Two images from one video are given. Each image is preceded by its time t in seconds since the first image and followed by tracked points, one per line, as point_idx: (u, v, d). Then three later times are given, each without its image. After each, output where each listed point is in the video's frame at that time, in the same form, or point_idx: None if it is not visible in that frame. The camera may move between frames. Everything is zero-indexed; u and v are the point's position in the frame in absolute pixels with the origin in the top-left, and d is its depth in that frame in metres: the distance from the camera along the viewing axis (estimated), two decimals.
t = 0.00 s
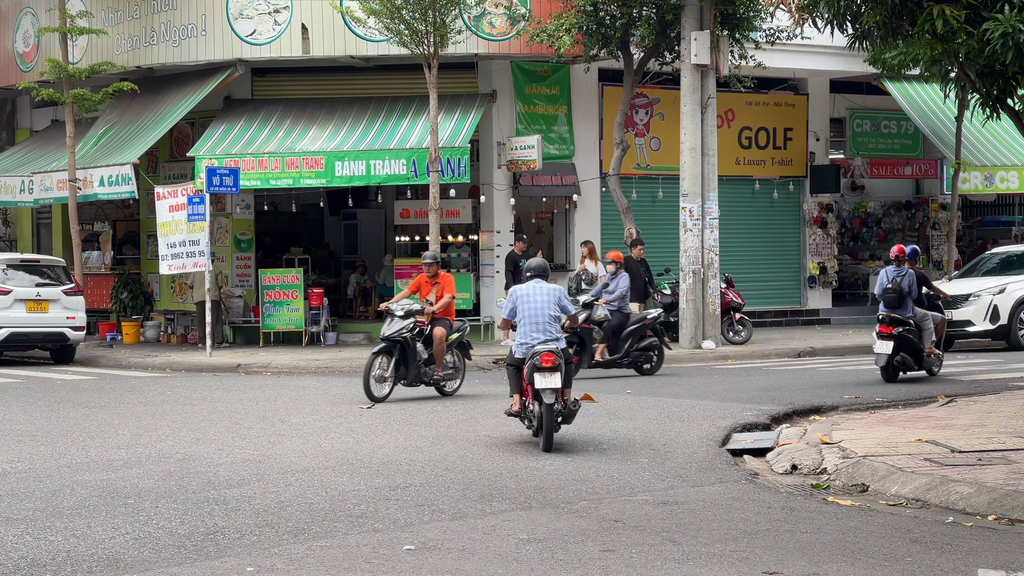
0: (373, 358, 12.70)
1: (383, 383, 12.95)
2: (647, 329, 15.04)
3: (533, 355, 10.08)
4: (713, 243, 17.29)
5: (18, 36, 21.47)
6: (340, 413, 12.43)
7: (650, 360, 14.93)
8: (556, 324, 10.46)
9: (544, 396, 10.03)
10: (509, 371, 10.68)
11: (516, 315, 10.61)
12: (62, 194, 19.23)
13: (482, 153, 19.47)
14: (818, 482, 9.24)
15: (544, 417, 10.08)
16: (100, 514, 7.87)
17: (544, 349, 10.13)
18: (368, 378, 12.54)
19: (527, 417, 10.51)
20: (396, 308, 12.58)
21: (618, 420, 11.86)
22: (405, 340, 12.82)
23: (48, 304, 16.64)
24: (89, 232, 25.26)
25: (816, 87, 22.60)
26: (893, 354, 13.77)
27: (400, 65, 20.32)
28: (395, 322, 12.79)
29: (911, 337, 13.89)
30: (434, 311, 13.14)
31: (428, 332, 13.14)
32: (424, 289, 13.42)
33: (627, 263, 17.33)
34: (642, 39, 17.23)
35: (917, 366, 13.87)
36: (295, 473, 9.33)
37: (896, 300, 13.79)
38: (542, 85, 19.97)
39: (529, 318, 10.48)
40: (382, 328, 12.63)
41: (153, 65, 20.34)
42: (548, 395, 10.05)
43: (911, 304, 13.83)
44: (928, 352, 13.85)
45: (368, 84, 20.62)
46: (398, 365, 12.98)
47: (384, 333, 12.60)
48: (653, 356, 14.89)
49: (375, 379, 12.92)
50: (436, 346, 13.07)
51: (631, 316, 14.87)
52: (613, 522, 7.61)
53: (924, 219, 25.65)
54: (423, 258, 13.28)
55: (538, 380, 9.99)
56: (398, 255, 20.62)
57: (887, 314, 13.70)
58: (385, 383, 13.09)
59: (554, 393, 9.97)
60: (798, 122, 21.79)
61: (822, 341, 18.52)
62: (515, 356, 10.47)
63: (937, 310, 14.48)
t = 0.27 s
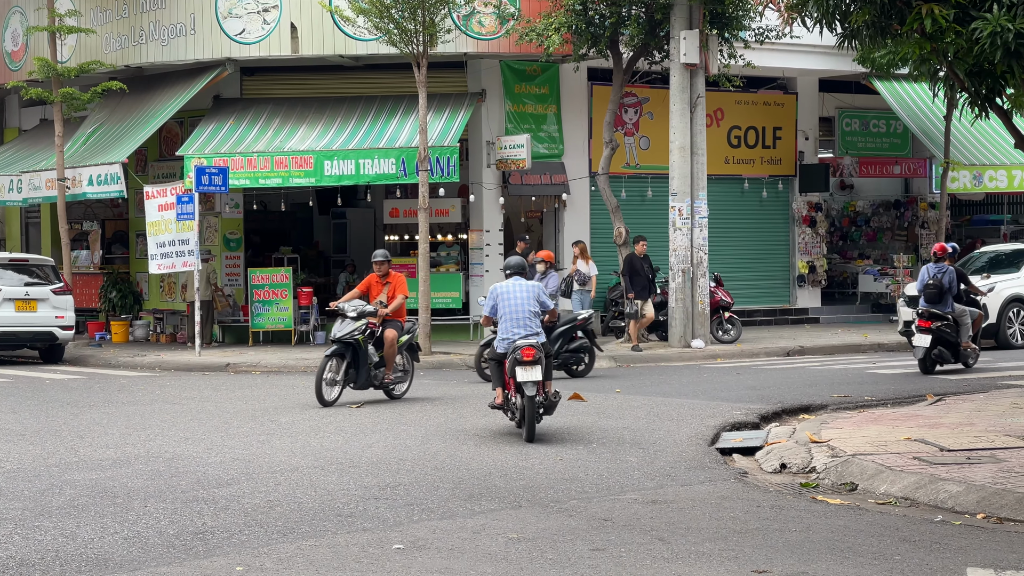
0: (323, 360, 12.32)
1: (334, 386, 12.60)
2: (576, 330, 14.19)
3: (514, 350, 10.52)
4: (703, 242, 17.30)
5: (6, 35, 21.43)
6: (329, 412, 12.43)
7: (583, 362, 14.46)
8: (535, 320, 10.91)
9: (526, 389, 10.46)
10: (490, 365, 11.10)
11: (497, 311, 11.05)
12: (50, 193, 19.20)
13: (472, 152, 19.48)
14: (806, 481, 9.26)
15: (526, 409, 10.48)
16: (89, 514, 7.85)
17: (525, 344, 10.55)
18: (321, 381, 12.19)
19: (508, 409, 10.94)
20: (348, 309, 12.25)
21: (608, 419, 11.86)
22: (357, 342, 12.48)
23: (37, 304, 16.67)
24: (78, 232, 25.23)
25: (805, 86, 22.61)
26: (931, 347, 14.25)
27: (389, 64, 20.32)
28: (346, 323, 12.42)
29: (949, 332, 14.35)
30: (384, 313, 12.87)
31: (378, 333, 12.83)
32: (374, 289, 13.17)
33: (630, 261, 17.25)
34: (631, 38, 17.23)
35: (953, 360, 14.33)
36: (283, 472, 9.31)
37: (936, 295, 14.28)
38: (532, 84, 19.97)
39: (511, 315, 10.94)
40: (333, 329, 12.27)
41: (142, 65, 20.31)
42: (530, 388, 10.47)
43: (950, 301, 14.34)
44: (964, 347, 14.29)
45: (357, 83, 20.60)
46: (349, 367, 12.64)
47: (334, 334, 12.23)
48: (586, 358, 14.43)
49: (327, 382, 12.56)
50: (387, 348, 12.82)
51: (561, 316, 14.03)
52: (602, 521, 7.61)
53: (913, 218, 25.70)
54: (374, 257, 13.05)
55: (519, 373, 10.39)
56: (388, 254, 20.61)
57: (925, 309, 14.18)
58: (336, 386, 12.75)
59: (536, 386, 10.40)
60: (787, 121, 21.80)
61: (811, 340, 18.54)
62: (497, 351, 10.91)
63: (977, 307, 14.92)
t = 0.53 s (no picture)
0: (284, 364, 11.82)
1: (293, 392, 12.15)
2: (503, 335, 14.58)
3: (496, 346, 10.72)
4: (692, 242, 17.32)
5: None
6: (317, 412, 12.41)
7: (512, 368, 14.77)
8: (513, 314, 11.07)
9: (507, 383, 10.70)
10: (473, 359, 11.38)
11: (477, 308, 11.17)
12: (38, 193, 19.17)
13: (461, 152, 19.48)
14: (795, 481, 9.27)
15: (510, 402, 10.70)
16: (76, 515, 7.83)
17: (506, 340, 10.72)
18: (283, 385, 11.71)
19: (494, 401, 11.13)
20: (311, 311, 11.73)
21: (597, 419, 11.85)
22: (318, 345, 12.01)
23: (25, 304, 16.58)
24: (66, 232, 25.18)
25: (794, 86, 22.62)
26: (971, 342, 14.67)
27: (378, 64, 20.31)
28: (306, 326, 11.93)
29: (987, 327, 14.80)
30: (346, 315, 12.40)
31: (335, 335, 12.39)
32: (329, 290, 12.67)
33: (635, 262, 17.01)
34: (620, 38, 17.25)
35: (992, 353, 14.80)
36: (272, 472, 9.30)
37: (975, 291, 14.73)
38: (521, 84, 19.97)
39: (490, 311, 11.08)
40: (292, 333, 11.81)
41: (130, 64, 20.28)
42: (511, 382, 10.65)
43: (988, 296, 14.72)
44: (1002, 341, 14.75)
45: (347, 83, 20.59)
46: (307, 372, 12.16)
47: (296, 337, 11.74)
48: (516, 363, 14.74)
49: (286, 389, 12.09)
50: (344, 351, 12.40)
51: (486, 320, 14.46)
52: (591, 521, 7.61)
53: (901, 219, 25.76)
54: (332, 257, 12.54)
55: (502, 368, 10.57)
56: (377, 255, 20.61)
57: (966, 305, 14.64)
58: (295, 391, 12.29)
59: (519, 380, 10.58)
60: (776, 122, 21.82)
61: (800, 340, 18.57)
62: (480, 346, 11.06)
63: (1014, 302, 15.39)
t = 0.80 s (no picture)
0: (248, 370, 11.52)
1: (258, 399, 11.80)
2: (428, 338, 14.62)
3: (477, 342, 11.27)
4: (682, 243, 17.34)
5: None
6: (307, 413, 12.41)
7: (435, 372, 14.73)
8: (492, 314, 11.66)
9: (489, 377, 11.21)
10: (450, 357, 11.86)
11: (456, 309, 11.76)
12: (27, 193, 19.18)
13: (451, 152, 19.49)
14: (784, 482, 9.29)
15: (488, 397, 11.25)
16: (67, 516, 7.83)
17: (486, 337, 11.29)
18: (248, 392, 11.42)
19: (471, 397, 11.69)
20: (273, 314, 11.48)
21: (586, 420, 11.86)
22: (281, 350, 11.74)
23: (14, 305, 16.56)
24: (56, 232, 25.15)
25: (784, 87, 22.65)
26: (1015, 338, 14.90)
27: (368, 65, 20.31)
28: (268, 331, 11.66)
29: None
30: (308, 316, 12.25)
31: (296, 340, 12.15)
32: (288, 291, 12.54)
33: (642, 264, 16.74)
34: (610, 38, 17.26)
35: None
36: (262, 473, 9.30)
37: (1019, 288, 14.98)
38: (511, 85, 19.98)
39: (470, 312, 11.68)
40: (256, 338, 11.47)
41: (120, 65, 20.27)
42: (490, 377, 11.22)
43: None
44: None
45: (337, 83, 20.59)
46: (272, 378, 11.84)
47: (259, 342, 11.46)
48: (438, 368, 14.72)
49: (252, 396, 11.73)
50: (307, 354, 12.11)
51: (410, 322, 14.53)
52: (581, 521, 7.63)
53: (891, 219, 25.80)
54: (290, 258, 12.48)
55: (481, 364, 11.15)
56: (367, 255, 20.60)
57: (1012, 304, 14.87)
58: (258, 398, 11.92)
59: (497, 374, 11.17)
60: (766, 122, 21.85)
61: (789, 340, 18.59)
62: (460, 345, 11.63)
63: None
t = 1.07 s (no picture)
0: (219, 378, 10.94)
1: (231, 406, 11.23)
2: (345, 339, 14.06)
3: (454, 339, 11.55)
4: (672, 244, 17.34)
5: None
6: (298, 414, 12.39)
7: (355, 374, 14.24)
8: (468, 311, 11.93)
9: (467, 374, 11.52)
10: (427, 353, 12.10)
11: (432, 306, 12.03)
12: (17, 194, 19.19)
13: (442, 154, 19.48)
14: (775, 483, 9.29)
15: (468, 391, 11.55)
16: (57, 517, 7.81)
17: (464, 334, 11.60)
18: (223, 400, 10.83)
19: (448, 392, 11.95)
20: (245, 317, 10.93)
21: (577, 421, 11.85)
22: (252, 354, 11.19)
23: (4, 306, 16.53)
24: (46, 234, 25.11)
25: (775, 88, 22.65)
26: None
27: (359, 66, 20.31)
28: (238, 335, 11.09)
29: None
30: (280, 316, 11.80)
31: (267, 343, 11.63)
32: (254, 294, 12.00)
33: (648, 265, 16.64)
34: (601, 39, 17.26)
35: None
36: (252, 475, 9.28)
37: None
38: (502, 86, 19.97)
39: (446, 309, 11.95)
40: (229, 342, 10.89)
41: (110, 66, 20.23)
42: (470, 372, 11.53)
43: None
44: None
45: (327, 84, 20.58)
46: (244, 384, 11.29)
47: (232, 347, 10.90)
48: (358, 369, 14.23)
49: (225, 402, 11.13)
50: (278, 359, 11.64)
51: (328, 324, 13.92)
52: (573, 522, 7.62)
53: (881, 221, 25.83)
54: (256, 260, 11.91)
55: (461, 359, 11.46)
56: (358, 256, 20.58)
57: None
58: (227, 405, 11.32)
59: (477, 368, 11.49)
60: (757, 123, 21.85)
61: (780, 342, 18.60)
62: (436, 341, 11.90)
63: None
